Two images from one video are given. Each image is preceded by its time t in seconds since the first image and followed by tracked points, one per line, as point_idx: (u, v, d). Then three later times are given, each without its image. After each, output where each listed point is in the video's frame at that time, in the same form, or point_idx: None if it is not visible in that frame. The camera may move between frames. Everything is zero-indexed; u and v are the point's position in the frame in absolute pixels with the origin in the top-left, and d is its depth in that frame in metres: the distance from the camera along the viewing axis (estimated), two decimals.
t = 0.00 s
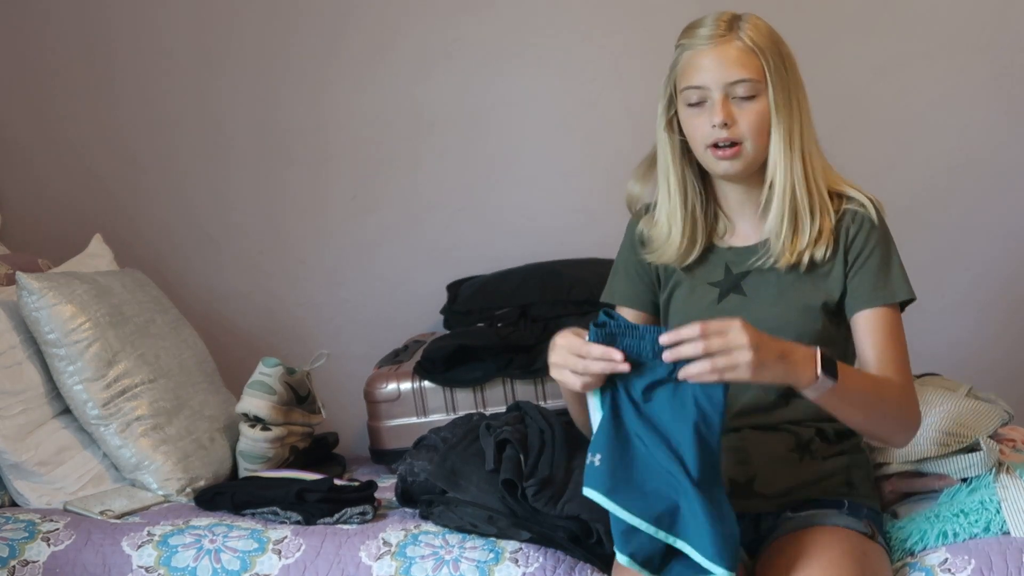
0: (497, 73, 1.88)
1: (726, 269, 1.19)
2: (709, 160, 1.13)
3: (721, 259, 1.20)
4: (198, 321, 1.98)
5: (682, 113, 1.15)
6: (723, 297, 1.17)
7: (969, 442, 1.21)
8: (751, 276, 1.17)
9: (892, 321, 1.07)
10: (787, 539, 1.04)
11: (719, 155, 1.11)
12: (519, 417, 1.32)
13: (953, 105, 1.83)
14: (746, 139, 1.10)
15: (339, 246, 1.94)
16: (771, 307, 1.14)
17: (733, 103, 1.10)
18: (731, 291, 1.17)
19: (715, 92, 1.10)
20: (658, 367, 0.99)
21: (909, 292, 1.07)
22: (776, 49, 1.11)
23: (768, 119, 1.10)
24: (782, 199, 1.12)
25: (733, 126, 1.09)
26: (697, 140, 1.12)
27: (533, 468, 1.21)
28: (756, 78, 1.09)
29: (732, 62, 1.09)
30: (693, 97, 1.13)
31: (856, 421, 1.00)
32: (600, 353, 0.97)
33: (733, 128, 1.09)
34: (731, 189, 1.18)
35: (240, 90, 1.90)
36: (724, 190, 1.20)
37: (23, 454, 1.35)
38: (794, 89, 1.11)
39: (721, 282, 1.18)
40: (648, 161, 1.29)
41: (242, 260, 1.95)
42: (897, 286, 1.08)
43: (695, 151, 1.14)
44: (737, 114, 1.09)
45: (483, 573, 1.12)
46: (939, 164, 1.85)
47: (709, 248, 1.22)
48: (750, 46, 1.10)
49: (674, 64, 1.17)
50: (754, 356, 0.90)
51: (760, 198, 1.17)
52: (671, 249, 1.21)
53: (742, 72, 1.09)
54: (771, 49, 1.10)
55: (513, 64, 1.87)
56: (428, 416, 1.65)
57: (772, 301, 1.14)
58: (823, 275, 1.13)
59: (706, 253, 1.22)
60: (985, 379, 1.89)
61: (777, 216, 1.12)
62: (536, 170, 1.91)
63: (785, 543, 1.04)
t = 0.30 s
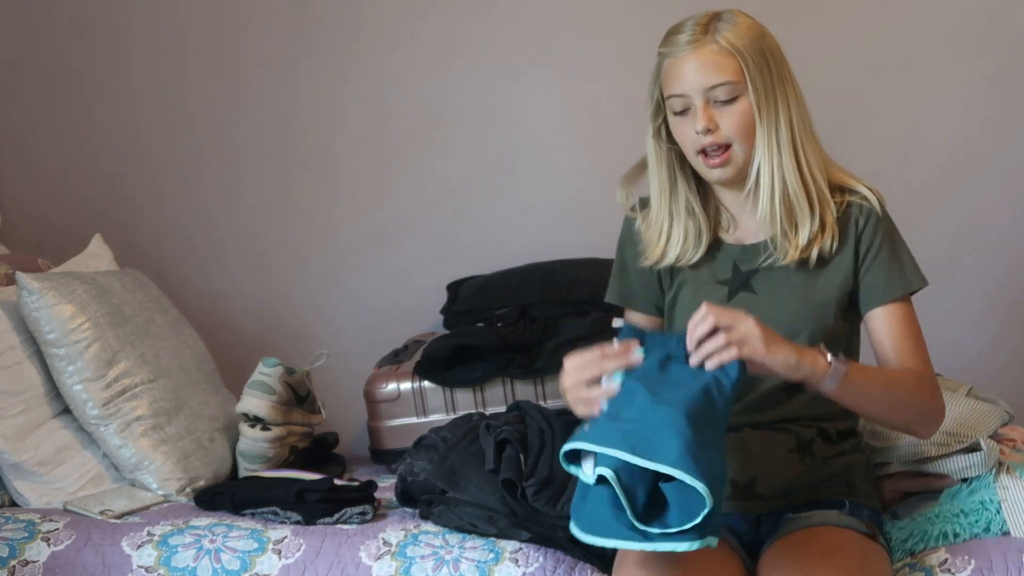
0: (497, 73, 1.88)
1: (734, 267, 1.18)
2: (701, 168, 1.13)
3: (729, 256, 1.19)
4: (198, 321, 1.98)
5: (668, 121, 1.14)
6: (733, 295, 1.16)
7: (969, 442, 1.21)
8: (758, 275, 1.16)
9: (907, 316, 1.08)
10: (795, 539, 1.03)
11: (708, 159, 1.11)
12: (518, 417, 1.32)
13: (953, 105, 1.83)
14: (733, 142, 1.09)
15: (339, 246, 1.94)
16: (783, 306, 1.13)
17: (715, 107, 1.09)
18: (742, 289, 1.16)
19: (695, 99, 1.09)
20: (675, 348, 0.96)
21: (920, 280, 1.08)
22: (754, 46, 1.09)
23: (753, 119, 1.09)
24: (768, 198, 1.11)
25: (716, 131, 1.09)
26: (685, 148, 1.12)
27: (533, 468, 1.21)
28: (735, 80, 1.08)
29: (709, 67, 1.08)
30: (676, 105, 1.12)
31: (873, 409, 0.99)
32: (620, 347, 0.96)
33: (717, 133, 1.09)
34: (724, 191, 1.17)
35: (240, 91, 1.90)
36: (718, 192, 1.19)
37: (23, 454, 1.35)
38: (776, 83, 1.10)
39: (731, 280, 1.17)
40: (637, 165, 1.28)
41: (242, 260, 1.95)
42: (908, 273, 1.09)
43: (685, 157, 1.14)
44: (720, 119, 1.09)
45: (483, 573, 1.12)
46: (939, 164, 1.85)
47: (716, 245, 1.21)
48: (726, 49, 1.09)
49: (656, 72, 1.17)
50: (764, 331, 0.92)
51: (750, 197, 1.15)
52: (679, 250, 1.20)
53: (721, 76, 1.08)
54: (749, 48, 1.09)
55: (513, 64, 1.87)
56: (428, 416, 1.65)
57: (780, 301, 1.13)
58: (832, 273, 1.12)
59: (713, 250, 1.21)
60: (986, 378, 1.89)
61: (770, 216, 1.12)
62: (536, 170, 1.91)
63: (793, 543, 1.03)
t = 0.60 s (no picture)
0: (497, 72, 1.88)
1: (732, 273, 1.17)
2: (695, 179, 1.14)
3: (725, 262, 1.18)
4: (197, 320, 1.98)
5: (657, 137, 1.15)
6: (732, 301, 1.16)
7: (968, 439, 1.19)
8: (757, 281, 1.15)
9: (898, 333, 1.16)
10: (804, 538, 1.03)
11: (699, 174, 1.12)
12: (519, 417, 1.32)
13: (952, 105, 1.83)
14: (722, 157, 1.10)
15: (339, 245, 1.94)
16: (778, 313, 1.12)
17: (700, 122, 1.10)
18: (739, 295, 1.15)
19: (679, 117, 1.10)
20: (703, 466, 1.05)
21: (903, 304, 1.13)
22: (734, 56, 1.09)
23: (737, 129, 1.09)
24: (755, 205, 1.10)
25: (704, 147, 1.09)
26: (677, 164, 1.13)
27: (533, 468, 1.21)
28: (716, 94, 1.08)
29: (690, 84, 1.09)
30: (663, 121, 1.13)
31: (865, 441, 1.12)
32: (649, 463, 1.06)
33: (704, 149, 1.10)
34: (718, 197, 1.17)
35: (240, 90, 1.90)
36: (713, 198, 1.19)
37: (23, 454, 1.35)
38: (761, 92, 1.09)
39: (729, 285, 1.17)
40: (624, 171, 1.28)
41: (242, 260, 1.95)
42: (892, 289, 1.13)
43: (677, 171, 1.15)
44: (706, 135, 1.09)
45: (483, 573, 1.12)
46: (939, 163, 1.85)
47: (711, 250, 1.21)
48: (706, 62, 1.09)
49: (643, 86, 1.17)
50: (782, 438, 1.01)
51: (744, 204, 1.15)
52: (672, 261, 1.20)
53: (703, 91, 1.08)
54: (729, 60, 1.08)
55: (513, 63, 1.87)
56: (428, 416, 1.65)
57: (781, 308, 1.12)
58: (830, 275, 1.13)
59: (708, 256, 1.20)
60: (985, 378, 1.89)
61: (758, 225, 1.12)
62: (535, 170, 1.91)
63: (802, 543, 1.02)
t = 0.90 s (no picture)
0: (497, 72, 1.88)
1: (731, 276, 1.16)
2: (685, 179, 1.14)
3: (724, 265, 1.17)
4: (198, 320, 1.98)
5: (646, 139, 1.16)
6: (732, 305, 1.15)
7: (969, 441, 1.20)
8: (757, 284, 1.14)
9: (891, 346, 1.10)
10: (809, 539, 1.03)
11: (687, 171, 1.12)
12: (519, 419, 1.32)
13: (953, 105, 1.83)
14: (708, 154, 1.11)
15: (339, 246, 1.94)
16: (779, 316, 1.12)
17: (684, 121, 1.10)
18: (738, 299, 1.15)
19: (663, 116, 1.11)
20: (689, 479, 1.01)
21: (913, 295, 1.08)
22: (715, 54, 1.09)
23: (719, 124, 1.09)
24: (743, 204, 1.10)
25: (688, 145, 1.10)
26: (666, 164, 1.14)
27: (533, 470, 1.20)
28: (697, 92, 1.09)
29: (672, 83, 1.10)
30: (649, 123, 1.14)
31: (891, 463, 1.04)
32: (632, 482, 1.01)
33: (688, 146, 1.10)
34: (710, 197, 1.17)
35: (241, 90, 1.90)
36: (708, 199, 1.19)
37: (24, 454, 1.35)
38: (743, 89, 1.09)
39: (729, 289, 1.16)
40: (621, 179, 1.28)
41: (242, 260, 1.95)
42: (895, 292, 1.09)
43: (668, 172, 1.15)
44: (689, 132, 1.10)
45: (484, 573, 1.12)
46: (940, 164, 1.85)
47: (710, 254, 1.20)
48: (687, 61, 1.10)
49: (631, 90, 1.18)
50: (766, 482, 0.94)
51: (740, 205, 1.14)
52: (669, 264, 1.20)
53: (684, 90, 1.09)
54: (709, 58, 1.09)
55: (513, 64, 1.87)
56: (428, 416, 1.65)
57: (782, 310, 1.11)
58: (828, 275, 1.11)
59: (706, 260, 1.19)
60: (986, 378, 1.89)
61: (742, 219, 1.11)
62: (535, 170, 1.91)
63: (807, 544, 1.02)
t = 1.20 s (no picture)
0: (496, 72, 1.88)
1: (729, 271, 1.16)
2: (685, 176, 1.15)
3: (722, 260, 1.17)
4: (197, 320, 1.98)
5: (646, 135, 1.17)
6: (727, 300, 1.15)
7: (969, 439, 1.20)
8: (755, 279, 1.14)
9: (885, 355, 1.09)
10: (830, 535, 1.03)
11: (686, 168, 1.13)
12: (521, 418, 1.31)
13: (952, 105, 1.83)
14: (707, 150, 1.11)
15: (339, 246, 1.94)
16: (775, 311, 1.12)
17: (681, 117, 1.11)
18: (735, 294, 1.15)
19: (661, 113, 1.12)
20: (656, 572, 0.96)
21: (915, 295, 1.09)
22: (711, 51, 1.10)
23: (713, 122, 1.10)
24: (744, 198, 1.10)
25: (684, 142, 1.11)
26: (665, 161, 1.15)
27: (532, 470, 1.19)
28: (693, 88, 1.10)
29: (669, 80, 1.11)
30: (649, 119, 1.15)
31: (882, 471, 1.06)
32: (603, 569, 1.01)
33: (685, 144, 1.12)
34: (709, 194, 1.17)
35: (241, 91, 1.90)
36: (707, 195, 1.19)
37: (23, 453, 1.35)
38: (739, 86, 1.10)
39: (725, 284, 1.16)
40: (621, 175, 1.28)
41: (242, 260, 1.95)
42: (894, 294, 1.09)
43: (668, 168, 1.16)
44: (687, 128, 1.11)
45: (483, 573, 1.13)
46: (939, 164, 1.85)
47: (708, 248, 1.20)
48: (683, 58, 1.11)
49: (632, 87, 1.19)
50: None
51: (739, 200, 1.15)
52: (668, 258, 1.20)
53: (681, 86, 1.10)
54: (706, 55, 1.10)
55: (512, 64, 1.88)
56: (428, 416, 1.65)
57: (779, 304, 1.12)
58: (825, 272, 1.11)
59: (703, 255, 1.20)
60: (985, 377, 1.89)
61: (737, 212, 1.12)
62: (534, 170, 1.91)
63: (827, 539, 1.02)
